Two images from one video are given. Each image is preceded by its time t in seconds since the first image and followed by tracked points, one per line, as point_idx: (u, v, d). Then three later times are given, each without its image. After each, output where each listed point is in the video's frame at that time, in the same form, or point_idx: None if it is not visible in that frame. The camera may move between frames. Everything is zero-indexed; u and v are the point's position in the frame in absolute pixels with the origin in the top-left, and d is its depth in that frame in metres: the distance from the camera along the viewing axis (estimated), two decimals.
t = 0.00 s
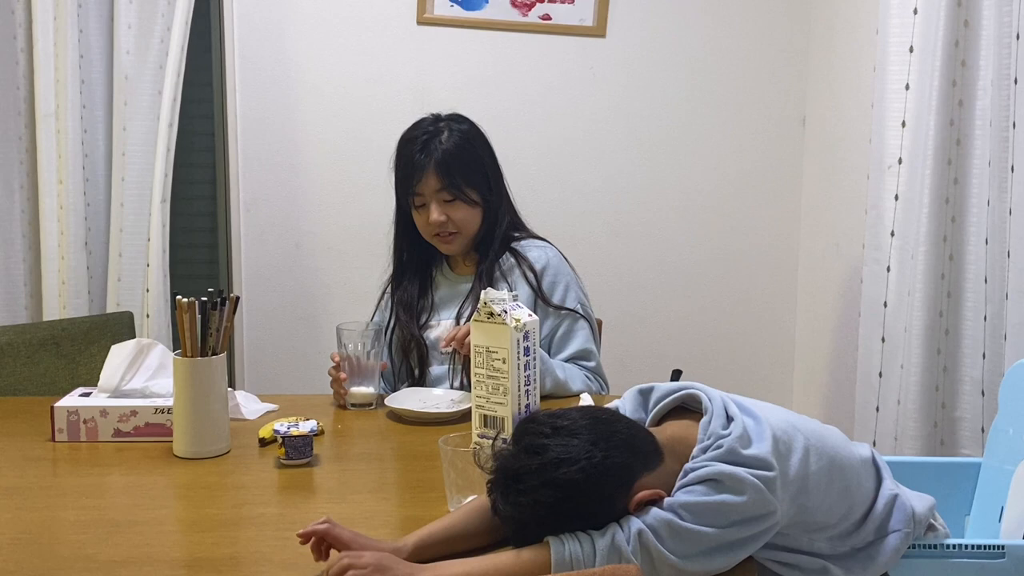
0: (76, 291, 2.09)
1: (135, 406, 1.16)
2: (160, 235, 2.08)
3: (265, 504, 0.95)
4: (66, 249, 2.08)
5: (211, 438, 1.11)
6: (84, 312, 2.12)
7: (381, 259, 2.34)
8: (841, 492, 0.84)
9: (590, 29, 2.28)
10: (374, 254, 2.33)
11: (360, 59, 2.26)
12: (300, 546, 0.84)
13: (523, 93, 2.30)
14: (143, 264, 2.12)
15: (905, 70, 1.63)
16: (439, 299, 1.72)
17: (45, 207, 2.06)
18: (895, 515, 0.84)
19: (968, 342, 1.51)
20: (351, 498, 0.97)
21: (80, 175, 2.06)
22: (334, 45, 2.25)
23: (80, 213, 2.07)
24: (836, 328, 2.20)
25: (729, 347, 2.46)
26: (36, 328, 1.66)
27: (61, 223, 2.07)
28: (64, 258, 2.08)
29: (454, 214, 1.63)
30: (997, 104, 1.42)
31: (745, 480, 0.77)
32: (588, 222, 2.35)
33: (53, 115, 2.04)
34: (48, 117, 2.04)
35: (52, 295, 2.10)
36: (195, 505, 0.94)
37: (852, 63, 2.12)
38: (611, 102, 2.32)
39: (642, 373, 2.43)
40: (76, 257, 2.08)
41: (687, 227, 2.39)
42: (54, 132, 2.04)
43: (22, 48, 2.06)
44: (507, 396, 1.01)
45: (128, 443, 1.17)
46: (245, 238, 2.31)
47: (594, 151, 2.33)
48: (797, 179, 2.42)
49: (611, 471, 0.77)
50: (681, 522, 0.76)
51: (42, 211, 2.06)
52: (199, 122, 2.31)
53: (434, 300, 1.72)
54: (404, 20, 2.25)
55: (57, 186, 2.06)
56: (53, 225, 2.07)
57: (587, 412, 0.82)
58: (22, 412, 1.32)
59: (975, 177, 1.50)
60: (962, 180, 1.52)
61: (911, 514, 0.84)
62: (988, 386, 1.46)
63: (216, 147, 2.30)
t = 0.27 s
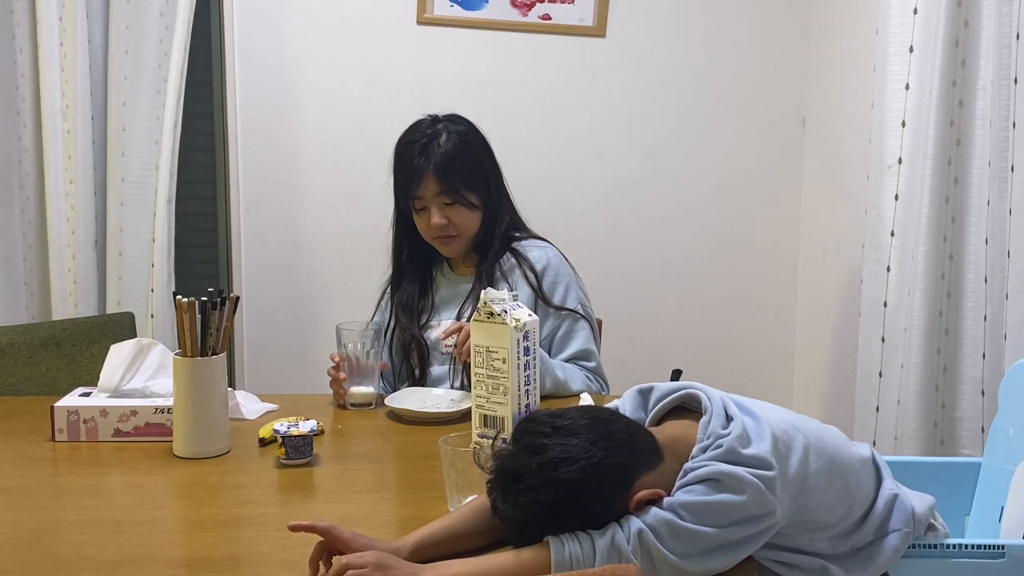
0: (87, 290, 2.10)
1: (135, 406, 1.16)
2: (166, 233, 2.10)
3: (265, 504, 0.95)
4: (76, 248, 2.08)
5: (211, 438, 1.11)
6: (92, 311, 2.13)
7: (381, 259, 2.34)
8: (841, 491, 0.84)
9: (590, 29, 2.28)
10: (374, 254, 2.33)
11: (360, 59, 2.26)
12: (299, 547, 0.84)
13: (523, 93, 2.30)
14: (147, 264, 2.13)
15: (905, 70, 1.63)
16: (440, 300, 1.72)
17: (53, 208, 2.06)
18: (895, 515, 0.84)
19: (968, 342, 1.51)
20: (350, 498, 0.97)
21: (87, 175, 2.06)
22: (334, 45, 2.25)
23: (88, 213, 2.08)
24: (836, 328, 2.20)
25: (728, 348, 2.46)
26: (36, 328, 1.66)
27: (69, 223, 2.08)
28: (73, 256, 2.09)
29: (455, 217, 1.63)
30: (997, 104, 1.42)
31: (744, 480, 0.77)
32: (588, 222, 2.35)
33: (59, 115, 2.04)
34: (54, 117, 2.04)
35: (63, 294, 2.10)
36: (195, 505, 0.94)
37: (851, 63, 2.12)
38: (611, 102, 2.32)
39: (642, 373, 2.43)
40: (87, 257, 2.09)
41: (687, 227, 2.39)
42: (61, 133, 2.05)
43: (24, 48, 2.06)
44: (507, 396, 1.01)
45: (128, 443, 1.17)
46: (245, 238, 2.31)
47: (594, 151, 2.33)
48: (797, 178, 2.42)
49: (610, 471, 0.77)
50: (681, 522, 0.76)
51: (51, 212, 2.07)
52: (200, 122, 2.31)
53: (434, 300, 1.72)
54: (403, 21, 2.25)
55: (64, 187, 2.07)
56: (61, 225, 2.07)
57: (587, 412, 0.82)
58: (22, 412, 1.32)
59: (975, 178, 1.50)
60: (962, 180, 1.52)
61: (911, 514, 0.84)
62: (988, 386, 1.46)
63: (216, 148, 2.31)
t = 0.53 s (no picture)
0: (87, 289, 2.09)
1: (135, 406, 1.16)
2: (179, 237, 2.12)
3: (265, 504, 0.95)
4: (79, 248, 2.08)
5: (211, 438, 1.11)
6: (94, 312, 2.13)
7: (380, 259, 2.34)
8: (841, 491, 0.84)
9: (590, 29, 2.28)
10: (374, 254, 2.33)
11: (360, 59, 2.26)
12: (299, 547, 0.84)
13: (522, 93, 2.30)
14: (153, 263, 2.13)
15: (905, 70, 1.63)
16: (440, 300, 1.72)
17: (56, 208, 2.06)
18: (894, 515, 0.84)
19: (968, 342, 1.51)
20: (350, 498, 0.97)
21: (88, 175, 2.06)
22: (334, 45, 2.25)
23: (89, 213, 2.08)
24: (836, 328, 2.20)
25: (728, 348, 2.46)
26: (36, 328, 1.66)
27: (72, 223, 2.08)
28: (76, 256, 2.09)
29: (454, 218, 1.63)
30: (997, 104, 1.42)
31: (744, 479, 0.77)
32: (588, 222, 2.35)
33: (62, 116, 2.04)
34: (56, 118, 2.04)
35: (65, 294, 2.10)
36: (195, 505, 0.94)
37: (851, 63, 2.12)
38: (611, 102, 2.32)
39: (642, 373, 2.43)
40: (88, 256, 2.09)
41: (687, 227, 2.39)
42: (63, 133, 2.05)
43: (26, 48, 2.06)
44: (507, 396, 1.01)
45: (128, 443, 1.17)
46: (245, 238, 2.31)
47: (594, 151, 2.33)
48: (796, 178, 2.42)
49: (610, 471, 0.77)
50: (681, 522, 0.76)
51: (54, 212, 2.07)
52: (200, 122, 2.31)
53: (434, 300, 1.72)
54: (403, 21, 2.26)
55: (67, 186, 2.07)
56: (63, 225, 2.07)
57: (587, 411, 0.82)
58: (22, 412, 1.32)
59: (975, 178, 1.50)
60: (962, 180, 1.52)
61: (911, 514, 0.84)
62: (989, 386, 1.46)
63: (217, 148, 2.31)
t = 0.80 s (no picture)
0: (83, 288, 2.09)
1: (135, 406, 1.16)
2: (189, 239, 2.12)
3: (265, 504, 0.95)
4: (77, 249, 2.08)
5: (211, 438, 1.11)
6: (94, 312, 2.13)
7: (380, 259, 2.34)
8: (840, 491, 0.84)
9: (590, 29, 2.28)
10: (374, 254, 2.33)
11: (360, 58, 2.26)
12: (298, 547, 0.84)
13: (522, 93, 2.30)
14: (156, 263, 2.13)
15: (905, 70, 1.63)
16: (440, 299, 1.72)
17: (52, 208, 2.06)
18: (894, 515, 0.84)
19: (969, 342, 1.51)
20: (350, 498, 0.97)
21: (88, 175, 2.06)
22: (334, 45, 2.26)
23: (89, 213, 2.07)
24: (836, 328, 2.20)
25: (728, 347, 2.46)
26: (36, 328, 1.66)
27: (71, 223, 2.07)
28: (74, 257, 2.08)
29: (460, 205, 1.64)
30: (997, 104, 1.42)
31: (743, 479, 0.77)
32: (588, 222, 2.35)
33: (60, 116, 2.04)
34: (55, 118, 2.04)
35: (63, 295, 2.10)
36: (195, 505, 0.94)
37: (851, 63, 2.12)
38: (611, 102, 2.32)
39: (642, 373, 2.43)
40: (87, 257, 2.08)
41: (687, 227, 2.39)
42: (62, 134, 2.05)
43: (26, 48, 2.06)
44: (507, 396, 1.01)
45: (128, 443, 1.17)
46: (244, 238, 2.31)
47: (594, 151, 2.33)
48: (796, 178, 2.42)
49: (610, 471, 0.77)
50: (681, 522, 0.76)
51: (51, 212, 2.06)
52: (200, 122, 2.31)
53: (435, 300, 1.72)
54: (403, 21, 2.26)
55: (68, 189, 2.07)
56: (63, 224, 2.07)
57: (587, 412, 0.82)
58: (22, 412, 1.32)
59: (975, 178, 1.50)
60: (962, 180, 1.52)
61: (911, 514, 0.84)
62: (988, 386, 1.46)
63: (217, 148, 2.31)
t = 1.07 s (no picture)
0: (83, 288, 2.09)
1: (135, 406, 1.16)
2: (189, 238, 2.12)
3: (265, 504, 0.95)
4: (70, 250, 2.07)
5: (211, 438, 1.11)
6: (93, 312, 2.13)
7: (380, 259, 2.34)
8: (841, 491, 0.84)
9: (590, 29, 2.28)
10: (374, 254, 2.33)
11: (360, 58, 2.26)
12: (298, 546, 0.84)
13: (522, 93, 2.30)
14: (157, 263, 2.13)
15: (905, 70, 1.63)
16: (441, 298, 1.72)
17: (49, 207, 2.06)
18: (894, 515, 0.84)
19: (968, 342, 1.51)
20: (351, 498, 0.97)
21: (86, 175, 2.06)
22: (333, 45, 2.25)
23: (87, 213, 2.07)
24: (836, 328, 2.20)
25: (728, 347, 2.46)
26: (36, 328, 1.66)
27: (60, 223, 2.07)
28: (72, 258, 2.08)
29: (463, 202, 1.64)
30: (997, 104, 1.42)
31: (743, 479, 0.77)
32: (588, 222, 2.35)
33: (57, 116, 2.04)
34: (50, 118, 2.03)
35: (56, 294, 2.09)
36: (195, 505, 0.94)
37: (851, 63, 2.12)
38: (611, 102, 2.32)
39: (642, 373, 2.43)
40: (86, 257, 2.08)
41: (687, 227, 2.39)
42: (56, 134, 2.04)
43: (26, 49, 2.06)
44: (507, 396, 1.01)
45: (128, 443, 1.17)
46: (244, 238, 2.31)
47: (594, 151, 2.33)
48: (796, 178, 2.42)
49: (610, 471, 0.77)
50: (681, 522, 0.76)
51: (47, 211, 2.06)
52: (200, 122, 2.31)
53: (435, 299, 1.72)
54: (403, 21, 2.26)
55: (60, 188, 2.06)
56: (61, 225, 2.07)
57: (587, 412, 0.82)
58: (22, 412, 1.32)
59: (975, 178, 1.50)
60: (962, 180, 1.52)
61: (911, 514, 0.84)
62: (988, 386, 1.46)
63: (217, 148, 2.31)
